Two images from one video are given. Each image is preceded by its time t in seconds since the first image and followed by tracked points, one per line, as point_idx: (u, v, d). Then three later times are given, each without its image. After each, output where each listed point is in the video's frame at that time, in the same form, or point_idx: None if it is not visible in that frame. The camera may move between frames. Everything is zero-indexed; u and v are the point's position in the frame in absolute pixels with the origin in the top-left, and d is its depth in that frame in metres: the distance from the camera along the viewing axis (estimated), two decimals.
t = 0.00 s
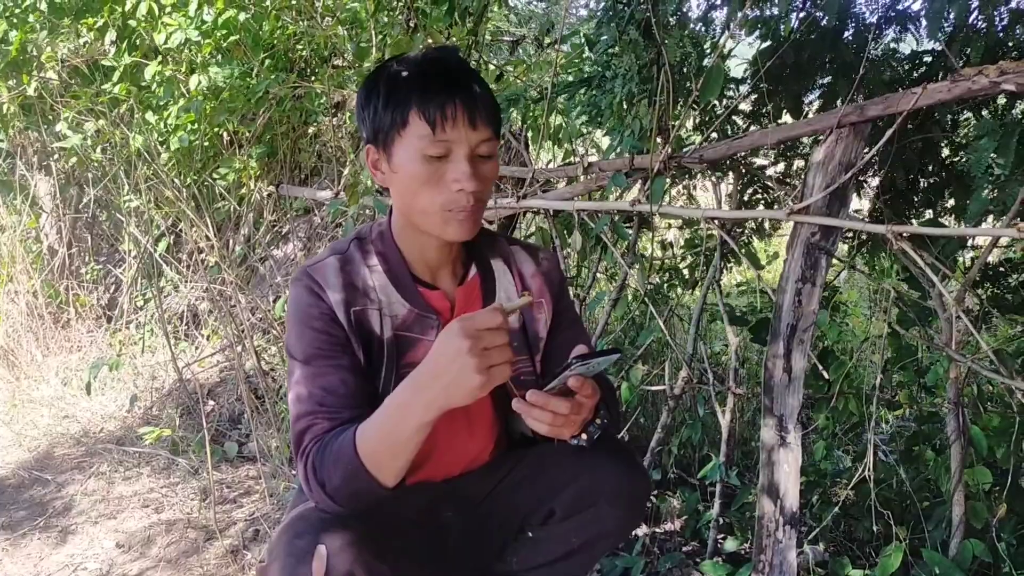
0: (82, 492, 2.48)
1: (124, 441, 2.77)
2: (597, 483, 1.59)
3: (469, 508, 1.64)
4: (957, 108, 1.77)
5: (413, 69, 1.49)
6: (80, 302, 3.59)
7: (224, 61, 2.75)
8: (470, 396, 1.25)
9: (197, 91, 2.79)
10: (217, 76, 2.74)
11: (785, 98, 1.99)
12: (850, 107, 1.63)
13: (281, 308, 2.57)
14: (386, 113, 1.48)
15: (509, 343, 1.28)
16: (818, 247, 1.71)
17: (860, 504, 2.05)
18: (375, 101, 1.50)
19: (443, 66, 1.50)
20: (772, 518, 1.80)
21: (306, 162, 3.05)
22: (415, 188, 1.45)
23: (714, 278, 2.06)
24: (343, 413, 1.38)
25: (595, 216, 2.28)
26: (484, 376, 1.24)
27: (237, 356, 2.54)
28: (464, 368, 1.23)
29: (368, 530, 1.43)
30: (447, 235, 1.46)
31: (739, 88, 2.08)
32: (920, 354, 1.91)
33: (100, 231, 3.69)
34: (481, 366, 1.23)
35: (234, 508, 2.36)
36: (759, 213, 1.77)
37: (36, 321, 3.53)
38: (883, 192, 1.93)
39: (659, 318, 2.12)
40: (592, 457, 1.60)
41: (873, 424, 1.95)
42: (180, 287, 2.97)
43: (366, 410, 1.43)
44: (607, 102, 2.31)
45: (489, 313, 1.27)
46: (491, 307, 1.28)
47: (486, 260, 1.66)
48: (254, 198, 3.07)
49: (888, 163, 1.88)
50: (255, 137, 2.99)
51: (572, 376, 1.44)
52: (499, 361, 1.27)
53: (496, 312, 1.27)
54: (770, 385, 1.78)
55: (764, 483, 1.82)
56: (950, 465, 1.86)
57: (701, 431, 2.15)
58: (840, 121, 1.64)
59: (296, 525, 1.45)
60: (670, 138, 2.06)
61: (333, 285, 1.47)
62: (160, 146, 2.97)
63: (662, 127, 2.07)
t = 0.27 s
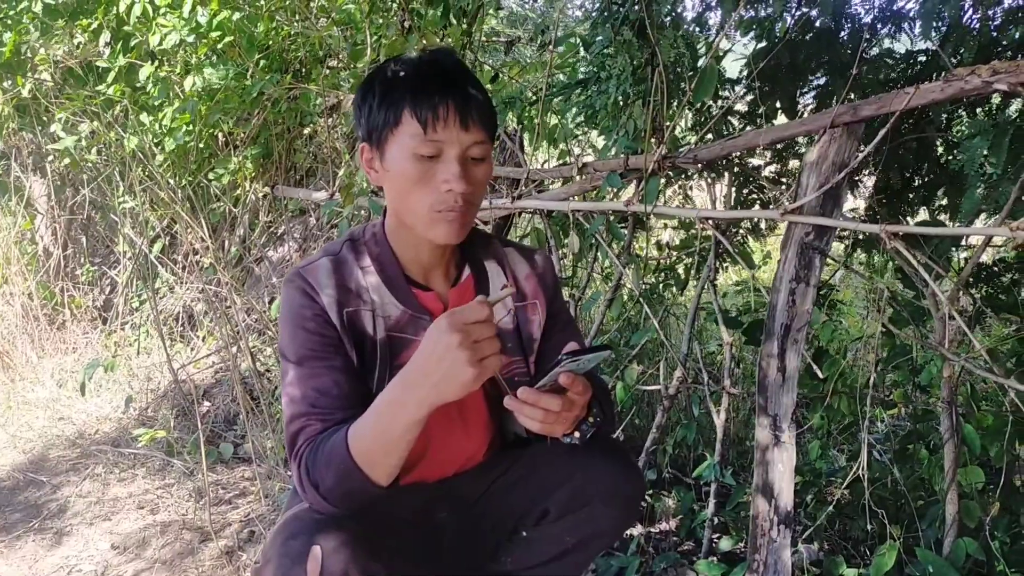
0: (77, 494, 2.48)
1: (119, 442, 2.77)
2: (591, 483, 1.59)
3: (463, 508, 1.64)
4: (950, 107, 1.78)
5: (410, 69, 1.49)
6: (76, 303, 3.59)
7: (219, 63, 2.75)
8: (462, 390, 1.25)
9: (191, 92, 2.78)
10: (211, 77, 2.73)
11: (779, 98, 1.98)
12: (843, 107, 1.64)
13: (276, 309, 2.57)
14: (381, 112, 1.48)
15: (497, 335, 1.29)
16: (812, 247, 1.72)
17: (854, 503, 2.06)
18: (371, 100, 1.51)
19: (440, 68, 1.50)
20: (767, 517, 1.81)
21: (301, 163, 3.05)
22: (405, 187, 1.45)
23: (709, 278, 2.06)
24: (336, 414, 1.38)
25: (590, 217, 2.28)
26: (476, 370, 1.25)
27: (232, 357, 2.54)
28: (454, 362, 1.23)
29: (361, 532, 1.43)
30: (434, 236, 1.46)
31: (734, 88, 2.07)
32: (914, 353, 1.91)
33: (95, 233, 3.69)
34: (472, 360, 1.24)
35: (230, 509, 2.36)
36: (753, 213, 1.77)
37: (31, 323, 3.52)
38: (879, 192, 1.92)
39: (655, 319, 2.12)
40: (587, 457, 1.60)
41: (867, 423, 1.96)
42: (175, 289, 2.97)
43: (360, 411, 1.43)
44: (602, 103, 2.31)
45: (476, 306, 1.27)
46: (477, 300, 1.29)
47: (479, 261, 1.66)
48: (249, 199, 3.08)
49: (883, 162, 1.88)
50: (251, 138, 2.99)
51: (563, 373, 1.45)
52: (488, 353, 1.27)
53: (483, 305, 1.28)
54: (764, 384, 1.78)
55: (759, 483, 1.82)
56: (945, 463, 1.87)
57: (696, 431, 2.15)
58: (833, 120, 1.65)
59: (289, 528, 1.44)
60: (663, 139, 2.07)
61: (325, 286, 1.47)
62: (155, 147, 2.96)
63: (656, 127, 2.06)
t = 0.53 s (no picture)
0: (68, 491, 2.47)
1: (111, 439, 2.76)
2: (583, 478, 1.59)
3: (454, 505, 1.64)
4: (943, 101, 1.78)
5: (415, 63, 1.49)
6: (68, 299, 3.58)
7: (211, 58, 2.73)
8: (449, 378, 1.25)
9: (183, 87, 2.77)
10: (203, 72, 2.72)
11: (772, 92, 1.97)
12: (835, 101, 1.63)
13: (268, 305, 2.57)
14: (381, 103, 1.47)
15: (479, 319, 1.29)
16: (804, 242, 1.71)
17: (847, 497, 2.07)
18: (373, 90, 1.50)
19: (445, 64, 1.49)
20: (759, 511, 1.81)
21: (294, 159, 3.05)
22: (400, 181, 1.44)
23: (702, 273, 2.05)
24: (326, 409, 1.38)
25: (583, 212, 2.28)
26: (462, 356, 1.24)
27: (224, 353, 2.53)
28: (441, 351, 1.23)
29: (352, 527, 1.42)
30: (424, 232, 1.45)
31: (727, 82, 2.06)
32: (906, 347, 1.92)
33: (86, 229, 3.67)
34: (457, 347, 1.23)
35: (222, 506, 2.36)
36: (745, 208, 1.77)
37: (22, 320, 3.51)
38: (872, 186, 1.92)
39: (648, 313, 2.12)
40: (580, 452, 1.60)
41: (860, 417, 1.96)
42: (167, 285, 2.96)
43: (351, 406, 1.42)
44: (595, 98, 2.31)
45: (455, 293, 1.26)
46: (456, 285, 1.28)
47: (472, 257, 1.66)
48: (241, 194, 3.08)
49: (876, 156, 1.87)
50: (243, 134, 2.97)
51: (551, 367, 1.45)
52: (472, 338, 1.27)
53: (463, 290, 1.27)
54: (756, 379, 1.78)
55: (750, 477, 1.82)
56: (937, 458, 1.87)
57: (689, 426, 2.15)
58: (826, 115, 1.65)
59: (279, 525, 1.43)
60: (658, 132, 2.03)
61: (315, 281, 1.47)
62: (147, 143, 2.95)
63: (649, 122, 2.06)
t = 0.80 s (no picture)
0: (59, 484, 2.45)
1: (101, 432, 2.74)
2: (577, 470, 1.58)
3: (446, 499, 1.63)
4: (937, 93, 1.77)
5: (421, 52, 1.48)
6: (58, 292, 3.56)
7: (202, 49, 2.71)
8: (442, 369, 1.24)
9: (174, 79, 2.75)
10: (194, 63, 2.70)
11: (766, 83, 1.97)
12: (829, 92, 1.62)
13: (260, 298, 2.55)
14: (385, 90, 1.46)
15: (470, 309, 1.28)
16: (798, 233, 1.71)
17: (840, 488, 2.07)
18: (377, 77, 1.48)
19: (452, 55, 1.48)
20: (752, 503, 1.80)
21: (286, 151, 3.04)
22: (399, 170, 1.43)
23: (695, 264, 2.05)
24: (319, 400, 1.37)
25: (577, 204, 2.27)
26: (455, 348, 1.24)
27: (216, 346, 2.51)
28: (434, 342, 1.22)
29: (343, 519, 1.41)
30: (421, 222, 1.44)
31: (721, 73, 2.05)
32: (899, 338, 1.91)
33: (77, 221, 3.66)
34: (451, 338, 1.23)
35: (214, 499, 2.35)
36: (739, 199, 1.76)
37: (12, 313, 3.49)
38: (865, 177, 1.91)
39: (641, 305, 2.11)
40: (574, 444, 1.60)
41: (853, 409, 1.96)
42: (158, 278, 2.94)
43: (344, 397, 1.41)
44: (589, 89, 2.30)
45: (446, 283, 1.25)
46: (448, 276, 1.27)
47: (467, 248, 1.64)
48: (233, 186, 3.06)
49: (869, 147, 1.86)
50: (234, 126, 2.96)
51: (543, 356, 1.44)
52: (465, 329, 1.27)
53: (455, 281, 1.27)
54: (750, 370, 1.78)
55: (744, 468, 1.82)
56: (930, 449, 1.87)
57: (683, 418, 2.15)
58: (820, 105, 1.64)
59: (270, 517, 1.42)
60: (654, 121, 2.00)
61: (308, 271, 1.45)
62: (138, 135, 2.93)
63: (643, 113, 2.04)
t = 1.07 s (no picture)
0: (46, 477, 2.44)
1: (89, 425, 2.73)
2: (567, 461, 1.58)
3: (436, 491, 1.62)
4: (926, 83, 1.76)
5: (413, 43, 1.45)
6: (46, 285, 3.55)
7: (190, 39, 2.69)
8: (431, 362, 1.23)
9: (161, 69, 2.72)
10: (182, 53, 2.68)
11: (756, 74, 1.96)
12: (818, 81, 1.62)
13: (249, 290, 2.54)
14: (375, 81, 1.44)
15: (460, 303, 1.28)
16: (787, 222, 1.70)
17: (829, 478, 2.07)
18: (368, 66, 1.46)
19: (444, 46, 1.45)
20: (741, 493, 1.80)
21: (275, 142, 3.03)
22: (389, 163, 1.42)
23: (685, 254, 2.04)
24: (307, 391, 1.36)
25: (567, 195, 2.26)
26: (443, 341, 1.23)
27: (204, 338, 2.50)
28: (423, 335, 1.21)
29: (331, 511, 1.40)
30: (412, 215, 1.44)
31: (711, 63, 2.04)
32: (887, 328, 1.92)
33: (65, 213, 3.64)
34: (438, 332, 1.22)
35: (202, 491, 2.34)
36: (729, 188, 1.75)
37: None
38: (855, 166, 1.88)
39: (630, 295, 2.11)
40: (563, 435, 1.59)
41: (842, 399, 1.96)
42: (147, 270, 2.93)
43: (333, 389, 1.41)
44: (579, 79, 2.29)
45: (436, 276, 1.24)
46: (438, 268, 1.26)
47: (458, 237, 1.63)
48: (221, 177, 3.05)
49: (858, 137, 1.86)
50: (223, 116, 2.94)
51: (534, 345, 1.44)
52: (454, 322, 1.26)
53: (446, 274, 1.26)
54: (739, 360, 1.77)
55: (732, 459, 1.82)
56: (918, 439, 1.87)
57: (672, 409, 2.15)
58: (809, 95, 1.63)
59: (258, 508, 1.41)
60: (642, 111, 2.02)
61: (297, 261, 1.44)
62: (125, 125, 2.90)
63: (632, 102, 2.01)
